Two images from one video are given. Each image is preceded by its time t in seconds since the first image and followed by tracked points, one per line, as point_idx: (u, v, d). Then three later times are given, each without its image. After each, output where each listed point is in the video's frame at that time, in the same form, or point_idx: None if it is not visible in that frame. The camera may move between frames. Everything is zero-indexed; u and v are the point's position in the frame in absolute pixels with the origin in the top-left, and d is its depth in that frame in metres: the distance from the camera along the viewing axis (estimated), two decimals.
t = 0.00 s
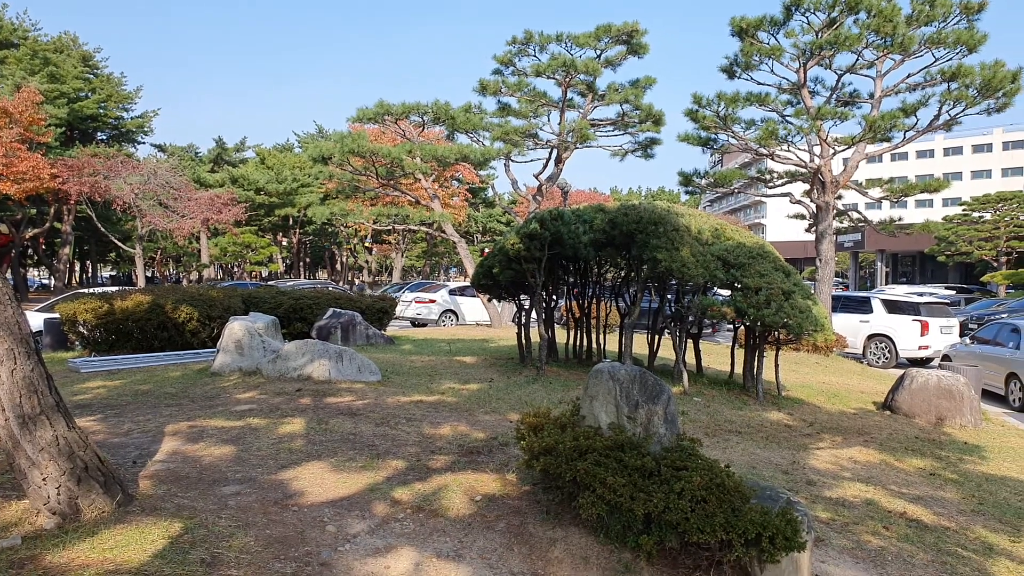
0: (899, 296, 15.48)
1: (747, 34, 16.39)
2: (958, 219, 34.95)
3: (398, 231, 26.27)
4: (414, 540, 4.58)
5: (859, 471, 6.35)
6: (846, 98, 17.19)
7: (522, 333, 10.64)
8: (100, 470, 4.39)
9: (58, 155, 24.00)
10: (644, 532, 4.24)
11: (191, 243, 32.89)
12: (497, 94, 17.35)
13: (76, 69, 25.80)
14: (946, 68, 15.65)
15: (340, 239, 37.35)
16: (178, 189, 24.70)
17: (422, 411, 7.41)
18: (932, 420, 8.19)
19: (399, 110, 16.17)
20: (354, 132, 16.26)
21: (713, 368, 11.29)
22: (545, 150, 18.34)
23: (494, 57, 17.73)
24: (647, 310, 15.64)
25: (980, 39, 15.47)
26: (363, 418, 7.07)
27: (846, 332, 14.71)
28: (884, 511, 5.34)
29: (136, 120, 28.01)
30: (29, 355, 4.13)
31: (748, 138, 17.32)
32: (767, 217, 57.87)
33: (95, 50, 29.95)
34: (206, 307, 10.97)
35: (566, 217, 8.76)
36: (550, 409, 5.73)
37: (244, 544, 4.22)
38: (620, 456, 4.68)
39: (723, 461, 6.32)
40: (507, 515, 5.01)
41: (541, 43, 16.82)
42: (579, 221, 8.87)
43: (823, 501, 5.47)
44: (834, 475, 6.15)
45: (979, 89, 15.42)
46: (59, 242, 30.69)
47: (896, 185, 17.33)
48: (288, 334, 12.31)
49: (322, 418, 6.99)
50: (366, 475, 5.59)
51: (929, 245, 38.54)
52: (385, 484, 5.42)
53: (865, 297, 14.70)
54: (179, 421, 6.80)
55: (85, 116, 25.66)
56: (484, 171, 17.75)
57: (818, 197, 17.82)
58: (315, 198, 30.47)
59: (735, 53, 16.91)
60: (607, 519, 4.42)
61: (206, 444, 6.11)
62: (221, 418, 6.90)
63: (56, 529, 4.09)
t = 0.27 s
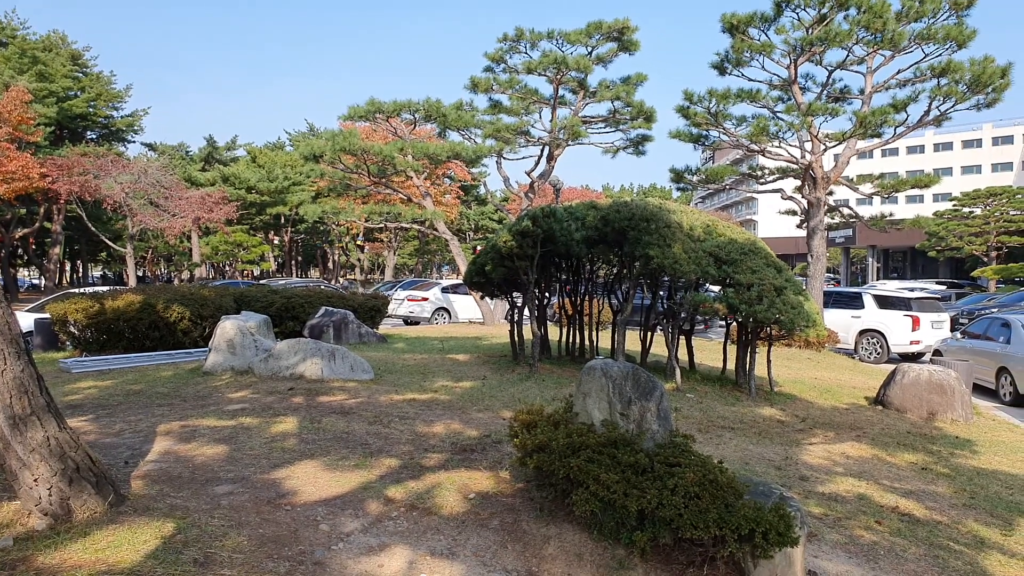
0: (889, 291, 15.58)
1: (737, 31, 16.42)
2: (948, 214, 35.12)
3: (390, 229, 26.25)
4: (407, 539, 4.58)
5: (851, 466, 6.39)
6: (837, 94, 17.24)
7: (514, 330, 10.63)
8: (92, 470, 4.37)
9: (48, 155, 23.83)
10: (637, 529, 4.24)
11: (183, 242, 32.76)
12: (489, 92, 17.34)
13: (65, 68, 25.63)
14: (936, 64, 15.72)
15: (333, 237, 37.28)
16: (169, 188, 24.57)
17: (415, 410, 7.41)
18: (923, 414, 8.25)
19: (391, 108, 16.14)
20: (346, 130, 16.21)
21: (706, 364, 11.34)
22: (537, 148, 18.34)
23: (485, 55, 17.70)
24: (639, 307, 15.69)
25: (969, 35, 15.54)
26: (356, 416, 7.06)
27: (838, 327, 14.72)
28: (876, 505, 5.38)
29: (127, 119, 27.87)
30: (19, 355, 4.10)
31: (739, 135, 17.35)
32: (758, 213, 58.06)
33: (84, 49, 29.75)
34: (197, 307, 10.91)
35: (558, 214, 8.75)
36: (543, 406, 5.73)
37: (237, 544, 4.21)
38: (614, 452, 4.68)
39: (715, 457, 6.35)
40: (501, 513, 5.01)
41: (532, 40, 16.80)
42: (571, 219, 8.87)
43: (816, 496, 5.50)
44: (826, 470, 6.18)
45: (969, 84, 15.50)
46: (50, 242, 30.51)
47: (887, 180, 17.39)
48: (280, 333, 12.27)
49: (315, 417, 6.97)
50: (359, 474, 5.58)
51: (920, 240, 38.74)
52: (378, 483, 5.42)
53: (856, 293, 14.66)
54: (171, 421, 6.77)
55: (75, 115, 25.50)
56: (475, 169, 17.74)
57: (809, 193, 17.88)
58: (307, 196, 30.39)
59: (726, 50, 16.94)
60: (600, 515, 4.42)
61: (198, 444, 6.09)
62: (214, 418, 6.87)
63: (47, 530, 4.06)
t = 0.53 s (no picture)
0: (883, 292, 15.62)
1: (733, 32, 16.45)
2: (942, 216, 35.25)
3: (385, 227, 26.22)
4: (400, 537, 4.57)
5: (844, 467, 6.41)
6: (832, 96, 17.29)
7: (509, 329, 10.63)
8: (83, 467, 4.35)
9: (42, 150, 23.69)
10: (630, 529, 4.25)
11: (177, 238, 32.64)
12: (485, 91, 17.32)
13: (60, 63, 25.51)
14: (930, 67, 15.78)
15: (327, 235, 37.20)
16: (163, 184, 24.46)
17: (408, 408, 7.40)
18: (916, 416, 8.27)
19: (386, 105, 16.11)
20: (341, 127, 16.17)
21: (700, 364, 11.36)
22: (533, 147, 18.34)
23: (481, 53, 17.68)
24: (634, 306, 15.73)
25: (963, 38, 15.60)
26: (349, 414, 7.04)
27: (832, 328, 14.83)
28: (869, 506, 5.39)
29: (122, 115, 27.76)
30: (11, 351, 4.09)
31: (734, 135, 17.37)
32: (753, 214, 58.18)
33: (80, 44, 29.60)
34: (191, 303, 10.88)
35: (553, 213, 8.75)
36: (537, 405, 5.73)
37: (229, 541, 4.20)
38: (607, 452, 4.69)
39: (709, 457, 6.36)
40: (494, 511, 5.01)
41: (528, 39, 16.79)
42: (566, 218, 8.87)
43: (809, 497, 5.52)
44: (819, 471, 6.20)
45: (963, 87, 15.56)
46: (43, 237, 30.36)
47: (881, 182, 17.44)
48: (274, 330, 12.24)
49: (308, 414, 6.96)
50: (352, 472, 5.57)
51: (913, 242, 38.89)
52: (371, 481, 5.41)
53: (850, 294, 14.80)
54: (163, 417, 6.75)
55: (70, 110, 25.38)
56: (471, 168, 17.72)
57: (804, 194, 17.93)
58: (302, 193, 30.32)
59: (722, 51, 16.96)
60: (593, 515, 4.43)
61: (191, 441, 6.07)
62: (206, 414, 6.85)
63: (38, 526, 4.05)
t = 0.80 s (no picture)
0: (881, 296, 15.64)
1: (731, 35, 16.47)
2: (939, 220, 35.31)
3: (382, 229, 26.22)
4: (396, 540, 4.56)
5: (841, 471, 6.40)
6: (829, 100, 17.32)
7: (506, 331, 10.61)
8: (79, 468, 4.34)
9: (40, 150, 23.65)
10: (627, 532, 4.24)
11: (175, 239, 32.60)
12: (483, 93, 17.32)
13: (59, 64, 25.49)
14: (927, 72, 15.82)
15: (325, 236, 37.17)
16: (161, 185, 24.43)
17: (405, 410, 7.38)
18: (913, 420, 8.28)
19: (385, 107, 16.11)
20: (339, 129, 16.16)
21: (697, 367, 11.35)
22: (530, 149, 18.35)
23: (479, 56, 17.68)
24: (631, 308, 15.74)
25: (960, 43, 15.64)
26: (345, 416, 7.03)
27: (829, 332, 14.83)
28: (866, 511, 5.39)
29: (120, 116, 27.72)
30: (7, 351, 4.08)
31: (732, 139, 17.39)
32: (751, 217, 58.25)
33: (78, 45, 29.57)
34: (188, 304, 10.86)
35: (551, 215, 8.74)
36: (534, 408, 5.72)
37: (224, 543, 4.18)
38: (604, 455, 4.68)
39: (706, 461, 6.36)
40: (490, 514, 5.00)
41: (526, 42, 16.80)
42: (563, 220, 8.86)
43: (806, 501, 5.51)
44: (816, 475, 6.19)
45: (959, 92, 15.59)
46: (41, 237, 30.31)
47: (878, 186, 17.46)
48: (271, 331, 12.21)
49: (304, 416, 6.95)
50: (348, 474, 5.56)
51: (911, 246, 38.92)
52: (367, 483, 5.40)
53: (847, 298, 14.82)
54: (160, 418, 6.73)
55: (68, 111, 25.34)
56: (469, 170, 17.72)
57: (801, 198, 17.95)
58: (299, 195, 30.31)
59: (719, 55, 16.99)
60: (590, 518, 4.42)
61: (187, 442, 6.06)
62: (203, 416, 6.83)
63: (33, 527, 4.03)
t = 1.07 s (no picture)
0: (881, 297, 15.63)
1: (730, 37, 16.49)
2: (939, 221, 35.31)
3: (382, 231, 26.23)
4: (396, 542, 4.56)
5: (842, 473, 6.40)
6: (829, 101, 17.33)
7: (505, 333, 10.61)
8: (81, 470, 4.34)
9: (40, 154, 23.68)
10: (627, 534, 4.24)
11: (175, 243, 32.63)
12: (481, 96, 17.35)
13: (59, 69, 25.54)
14: (927, 72, 15.83)
15: (325, 239, 37.20)
16: (162, 189, 24.46)
17: (405, 412, 7.38)
18: (914, 421, 8.27)
19: (384, 110, 16.13)
20: (338, 132, 16.18)
21: (697, 369, 11.35)
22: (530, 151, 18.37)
23: (478, 58, 17.71)
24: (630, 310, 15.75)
25: (960, 43, 15.64)
26: (346, 418, 7.04)
27: (829, 333, 14.81)
28: (867, 513, 5.39)
29: (120, 120, 27.77)
30: (10, 354, 4.10)
31: (731, 140, 17.40)
32: (750, 219, 58.27)
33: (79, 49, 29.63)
34: (188, 307, 10.88)
35: (550, 217, 8.75)
36: (533, 410, 5.72)
37: (226, 545, 4.19)
38: (604, 457, 4.68)
39: (706, 463, 6.36)
40: (490, 517, 5.00)
41: (524, 44, 16.83)
42: (562, 222, 8.87)
43: (806, 503, 5.51)
44: (817, 477, 6.19)
45: (960, 92, 15.60)
46: (41, 241, 30.33)
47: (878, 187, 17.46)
48: (271, 334, 12.22)
49: (305, 418, 6.95)
50: (349, 476, 5.56)
51: (911, 247, 38.91)
52: (367, 486, 5.40)
53: (847, 299, 14.83)
54: (160, 421, 6.73)
55: (68, 115, 25.38)
56: (468, 172, 17.73)
57: (801, 199, 17.95)
58: (299, 198, 30.35)
59: (718, 56, 17.01)
60: (590, 520, 4.42)
61: (187, 445, 6.06)
62: (203, 419, 6.84)
63: (36, 530, 4.04)
